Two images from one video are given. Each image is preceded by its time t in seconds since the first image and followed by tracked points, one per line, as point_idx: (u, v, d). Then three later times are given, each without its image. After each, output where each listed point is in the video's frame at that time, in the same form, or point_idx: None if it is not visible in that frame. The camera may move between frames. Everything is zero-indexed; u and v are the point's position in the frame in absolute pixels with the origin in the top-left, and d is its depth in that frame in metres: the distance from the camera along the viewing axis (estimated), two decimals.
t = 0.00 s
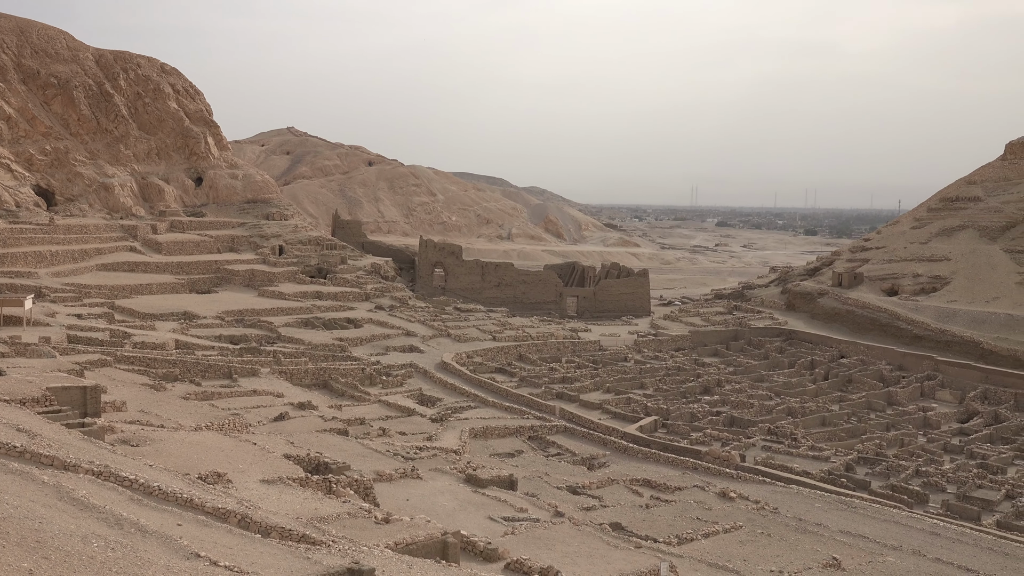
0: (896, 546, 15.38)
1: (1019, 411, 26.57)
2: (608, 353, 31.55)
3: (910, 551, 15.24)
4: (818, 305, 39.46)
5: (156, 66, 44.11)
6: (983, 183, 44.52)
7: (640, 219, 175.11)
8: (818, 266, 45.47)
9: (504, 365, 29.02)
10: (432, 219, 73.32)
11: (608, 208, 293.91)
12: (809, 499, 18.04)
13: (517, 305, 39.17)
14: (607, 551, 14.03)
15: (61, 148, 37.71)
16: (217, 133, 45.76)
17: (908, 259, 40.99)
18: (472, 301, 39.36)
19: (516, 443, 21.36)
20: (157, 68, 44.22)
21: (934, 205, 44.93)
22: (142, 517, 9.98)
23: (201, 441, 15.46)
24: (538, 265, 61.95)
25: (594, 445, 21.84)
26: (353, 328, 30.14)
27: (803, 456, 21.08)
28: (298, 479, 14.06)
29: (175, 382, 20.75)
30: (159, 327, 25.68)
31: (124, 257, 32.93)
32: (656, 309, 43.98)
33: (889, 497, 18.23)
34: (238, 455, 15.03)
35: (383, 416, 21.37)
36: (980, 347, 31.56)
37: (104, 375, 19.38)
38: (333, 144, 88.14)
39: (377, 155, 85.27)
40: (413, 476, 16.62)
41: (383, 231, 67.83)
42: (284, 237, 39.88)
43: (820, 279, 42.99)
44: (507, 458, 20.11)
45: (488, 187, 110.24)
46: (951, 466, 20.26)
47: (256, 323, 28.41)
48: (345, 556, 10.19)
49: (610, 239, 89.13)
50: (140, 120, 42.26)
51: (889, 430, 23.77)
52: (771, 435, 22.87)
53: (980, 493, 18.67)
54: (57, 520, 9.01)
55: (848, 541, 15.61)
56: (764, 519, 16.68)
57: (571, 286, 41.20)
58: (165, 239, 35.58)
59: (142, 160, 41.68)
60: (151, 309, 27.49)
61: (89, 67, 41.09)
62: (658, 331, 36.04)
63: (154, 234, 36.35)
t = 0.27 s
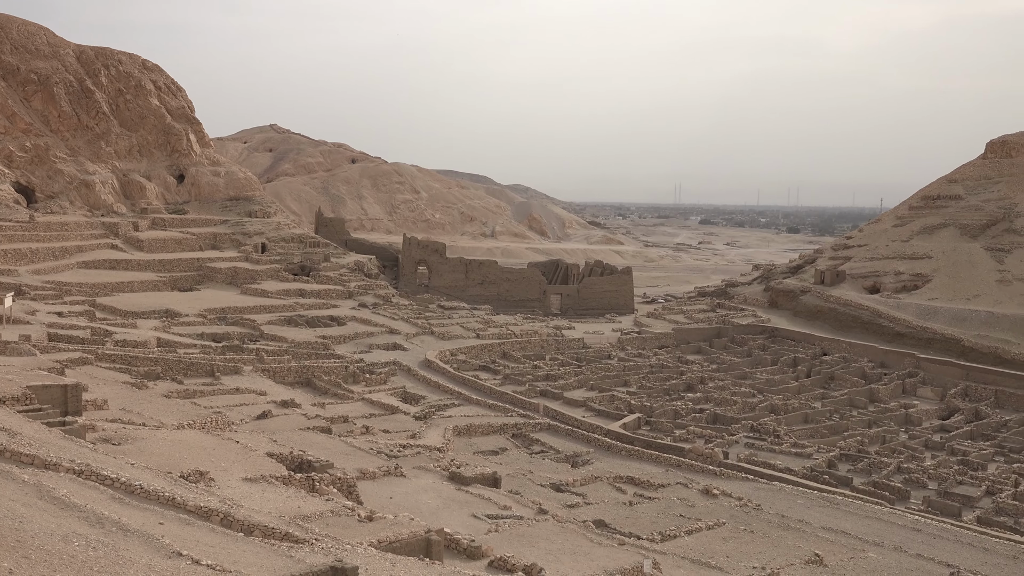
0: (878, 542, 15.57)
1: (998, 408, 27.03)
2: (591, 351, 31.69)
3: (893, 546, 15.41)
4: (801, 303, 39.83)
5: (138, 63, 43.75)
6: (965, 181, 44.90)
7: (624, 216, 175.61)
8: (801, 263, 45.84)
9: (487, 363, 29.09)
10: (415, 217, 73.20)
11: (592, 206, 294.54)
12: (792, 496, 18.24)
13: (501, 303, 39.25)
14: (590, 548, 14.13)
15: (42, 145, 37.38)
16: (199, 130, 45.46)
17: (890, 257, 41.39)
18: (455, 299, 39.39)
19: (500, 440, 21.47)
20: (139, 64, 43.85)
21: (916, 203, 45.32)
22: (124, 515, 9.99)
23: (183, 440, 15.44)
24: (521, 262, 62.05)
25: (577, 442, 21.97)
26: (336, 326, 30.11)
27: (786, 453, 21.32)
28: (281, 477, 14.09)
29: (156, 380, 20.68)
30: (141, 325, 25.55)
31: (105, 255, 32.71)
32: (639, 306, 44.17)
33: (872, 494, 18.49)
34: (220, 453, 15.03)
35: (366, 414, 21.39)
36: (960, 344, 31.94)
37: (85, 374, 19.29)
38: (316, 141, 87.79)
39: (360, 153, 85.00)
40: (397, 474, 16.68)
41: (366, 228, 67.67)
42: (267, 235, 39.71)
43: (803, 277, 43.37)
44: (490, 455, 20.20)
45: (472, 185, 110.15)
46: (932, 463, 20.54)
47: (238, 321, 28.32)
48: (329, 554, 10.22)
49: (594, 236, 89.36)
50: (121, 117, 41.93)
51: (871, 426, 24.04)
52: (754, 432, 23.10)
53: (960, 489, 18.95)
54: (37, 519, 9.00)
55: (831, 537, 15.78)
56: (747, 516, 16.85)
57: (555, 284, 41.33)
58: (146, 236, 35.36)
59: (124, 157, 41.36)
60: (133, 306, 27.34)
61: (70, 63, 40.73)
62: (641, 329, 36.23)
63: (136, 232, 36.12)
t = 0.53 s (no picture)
0: (860, 538, 15.76)
1: (979, 404, 27.45)
2: (575, 348, 31.84)
3: (874, 542, 15.61)
4: (784, 300, 40.19)
5: (120, 59, 43.39)
6: (946, 179, 45.33)
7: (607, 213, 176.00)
8: (784, 261, 46.21)
9: (471, 359, 29.17)
10: (399, 214, 73.11)
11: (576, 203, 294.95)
12: (774, 492, 18.45)
13: (485, 300, 39.33)
14: (574, 544, 14.24)
15: (22, 141, 37.04)
16: (182, 126, 45.16)
17: (872, 254, 41.79)
18: (440, 296, 39.42)
19: (484, 437, 21.56)
20: (121, 60, 43.48)
21: (898, 201, 45.72)
22: (106, 514, 9.99)
23: (166, 438, 15.42)
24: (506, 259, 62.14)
25: (562, 439, 22.11)
26: (320, 323, 30.08)
27: (769, 449, 21.56)
28: (265, 475, 14.11)
29: (139, 378, 20.61)
30: (123, 322, 25.43)
31: (87, 252, 32.49)
32: (623, 303, 44.40)
33: (854, 490, 18.74)
34: (203, 451, 15.03)
35: (351, 411, 21.42)
36: (942, 341, 32.33)
37: (67, 371, 19.19)
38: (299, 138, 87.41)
39: (344, 149, 84.70)
40: (381, 471, 16.73)
41: (350, 225, 67.51)
42: (250, 232, 39.56)
43: (786, 274, 43.73)
44: (475, 452, 20.29)
45: (456, 182, 110.11)
46: (913, 458, 20.82)
47: (222, 318, 28.23)
48: (312, 552, 10.25)
49: (578, 233, 89.59)
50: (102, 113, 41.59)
51: (853, 422, 24.33)
52: (737, 428, 23.33)
53: (942, 485, 19.22)
54: (19, 518, 9.00)
55: (814, 532, 15.95)
56: (730, 511, 17.03)
57: (539, 281, 41.45)
58: (129, 233, 35.14)
59: (105, 153, 41.05)
60: (115, 304, 27.19)
61: (50, 58, 40.34)
62: (625, 326, 36.43)
63: (118, 228, 35.89)
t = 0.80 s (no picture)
0: (843, 533, 15.93)
1: (960, 399, 27.83)
2: (560, 344, 31.97)
3: (857, 536, 15.79)
4: (768, 296, 40.52)
5: (101, 53, 42.98)
6: (928, 176, 45.78)
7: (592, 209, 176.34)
8: (767, 257, 46.55)
9: (456, 356, 29.22)
10: (383, 210, 72.96)
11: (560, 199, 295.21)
12: (757, 487, 18.65)
13: (469, 296, 39.38)
14: (559, 540, 14.33)
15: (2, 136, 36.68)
16: (164, 122, 44.83)
17: (855, 251, 42.16)
18: (424, 293, 39.44)
19: (468, 434, 21.63)
20: (103, 55, 43.07)
21: (880, 197, 46.15)
22: (88, 511, 9.99)
23: (149, 435, 15.40)
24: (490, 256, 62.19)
25: (546, 435, 22.22)
26: (304, 319, 30.03)
27: (752, 444, 21.77)
28: (248, 472, 14.12)
29: (122, 374, 20.52)
30: (105, 319, 25.28)
31: (68, 248, 32.26)
32: (607, 300, 44.59)
33: (836, 485, 18.97)
34: (186, 448, 15.01)
35: (335, 408, 21.43)
36: (923, 337, 32.70)
37: (48, 368, 19.08)
38: (283, 133, 86.97)
39: (327, 145, 84.37)
40: (365, 468, 16.77)
41: (334, 222, 67.30)
42: (233, 228, 39.37)
43: (769, 270, 44.08)
44: (459, 449, 20.36)
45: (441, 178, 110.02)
46: (896, 453, 21.10)
47: (204, 315, 28.12)
48: (296, 549, 10.27)
49: (562, 229, 89.78)
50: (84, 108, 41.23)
51: (836, 418, 24.61)
52: (721, 424, 23.54)
53: (923, 479, 19.50)
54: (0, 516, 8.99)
55: (797, 527, 16.12)
56: (713, 507, 17.20)
57: (523, 277, 41.55)
58: (111, 229, 34.91)
59: (87, 149, 40.72)
60: (97, 300, 27.03)
61: (31, 53, 39.93)
62: (609, 322, 36.59)
63: (99, 225, 35.64)
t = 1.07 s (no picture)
0: (825, 527, 16.14)
1: (941, 393, 28.22)
2: (544, 340, 32.09)
3: (839, 530, 15.99)
4: (751, 292, 40.85)
5: (83, 48, 42.55)
6: (910, 172, 46.27)
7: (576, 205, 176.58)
8: (750, 253, 46.90)
9: (440, 352, 29.27)
10: (367, 206, 72.79)
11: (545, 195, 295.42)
12: (740, 482, 18.86)
13: (454, 292, 39.43)
14: (543, 536, 14.47)
15: None
16: (146, 117, 44.49)
17: (837, 247, 42.56)
18: (408, 289, 39.44)
19: (452, 430, 21.72)
20: (84, 50, 42.65)
21: (862, 193, 46.61)
22: (70, 509, 10.00)
23: (132, 432, 15.38)
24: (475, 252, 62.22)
25: (530, 431, 22.34)
26: (288, 316, 29.98)
27: (735, 439, 22.01)
28: (231, 468, 14.15)
29: (104, 371, 20.44)
30: (87, 315, 25.14)
31: (49, 244, 32.03)
32: (591, 296, 44.78)
33: (819, 479, 19.22)
34: (169, 445, 15.02)
35: (319, 404, 21.45)
36: (905, 332, 33.10)
37: (29, 366, 18.98)
38: (266, 129, 86.52)
39: (310, 141, 84.01)
40: (349, 464, 16.83)
41: (317, 218, 67.07)
42: (216, 224, 39.20)
43: (752, 266, 44.43)
44: (443, 445, 20.44)
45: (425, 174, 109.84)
46: (877, 448, 21.39)
47: (187, 311, 28.02)
48: (280, 545, 10.32)
49: (547, 225, 89.92)
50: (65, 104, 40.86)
51: (818, 413, 24.89)
52: (704, 420, 23.77)
53: (904, 474, 19.78)
54: None
55: (780, 522, 16.32)
56: (696, 502, 17.38)
57: (507, 273, 41.63)
58: (92, 225, 34.68)
59: (68, 145, 40.39)
60: (79, 297, 26.87)
61: (11, 48, 39.50)
62: (593, 318, 36.77)
63: (81, 221, 35.39)
